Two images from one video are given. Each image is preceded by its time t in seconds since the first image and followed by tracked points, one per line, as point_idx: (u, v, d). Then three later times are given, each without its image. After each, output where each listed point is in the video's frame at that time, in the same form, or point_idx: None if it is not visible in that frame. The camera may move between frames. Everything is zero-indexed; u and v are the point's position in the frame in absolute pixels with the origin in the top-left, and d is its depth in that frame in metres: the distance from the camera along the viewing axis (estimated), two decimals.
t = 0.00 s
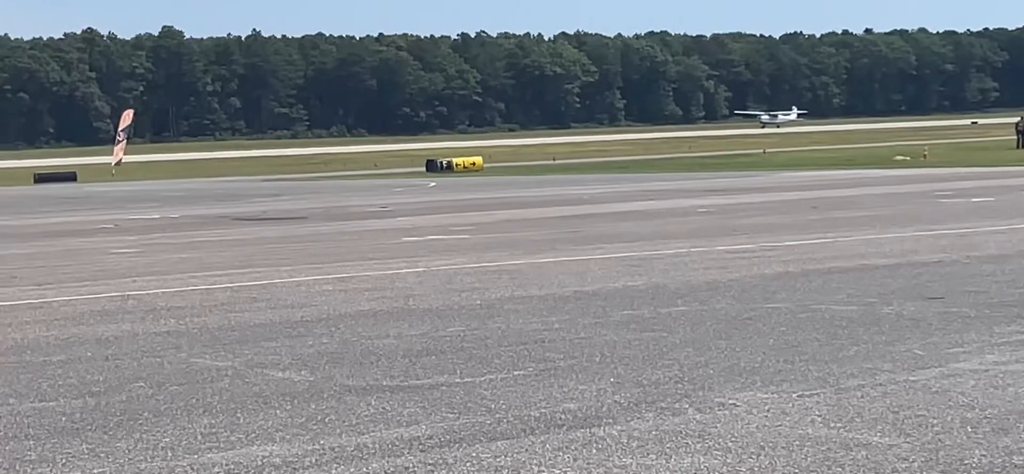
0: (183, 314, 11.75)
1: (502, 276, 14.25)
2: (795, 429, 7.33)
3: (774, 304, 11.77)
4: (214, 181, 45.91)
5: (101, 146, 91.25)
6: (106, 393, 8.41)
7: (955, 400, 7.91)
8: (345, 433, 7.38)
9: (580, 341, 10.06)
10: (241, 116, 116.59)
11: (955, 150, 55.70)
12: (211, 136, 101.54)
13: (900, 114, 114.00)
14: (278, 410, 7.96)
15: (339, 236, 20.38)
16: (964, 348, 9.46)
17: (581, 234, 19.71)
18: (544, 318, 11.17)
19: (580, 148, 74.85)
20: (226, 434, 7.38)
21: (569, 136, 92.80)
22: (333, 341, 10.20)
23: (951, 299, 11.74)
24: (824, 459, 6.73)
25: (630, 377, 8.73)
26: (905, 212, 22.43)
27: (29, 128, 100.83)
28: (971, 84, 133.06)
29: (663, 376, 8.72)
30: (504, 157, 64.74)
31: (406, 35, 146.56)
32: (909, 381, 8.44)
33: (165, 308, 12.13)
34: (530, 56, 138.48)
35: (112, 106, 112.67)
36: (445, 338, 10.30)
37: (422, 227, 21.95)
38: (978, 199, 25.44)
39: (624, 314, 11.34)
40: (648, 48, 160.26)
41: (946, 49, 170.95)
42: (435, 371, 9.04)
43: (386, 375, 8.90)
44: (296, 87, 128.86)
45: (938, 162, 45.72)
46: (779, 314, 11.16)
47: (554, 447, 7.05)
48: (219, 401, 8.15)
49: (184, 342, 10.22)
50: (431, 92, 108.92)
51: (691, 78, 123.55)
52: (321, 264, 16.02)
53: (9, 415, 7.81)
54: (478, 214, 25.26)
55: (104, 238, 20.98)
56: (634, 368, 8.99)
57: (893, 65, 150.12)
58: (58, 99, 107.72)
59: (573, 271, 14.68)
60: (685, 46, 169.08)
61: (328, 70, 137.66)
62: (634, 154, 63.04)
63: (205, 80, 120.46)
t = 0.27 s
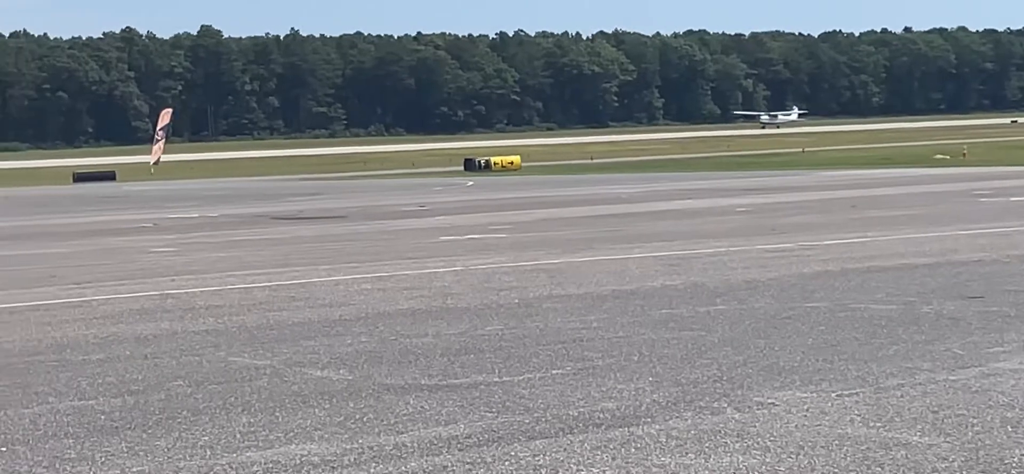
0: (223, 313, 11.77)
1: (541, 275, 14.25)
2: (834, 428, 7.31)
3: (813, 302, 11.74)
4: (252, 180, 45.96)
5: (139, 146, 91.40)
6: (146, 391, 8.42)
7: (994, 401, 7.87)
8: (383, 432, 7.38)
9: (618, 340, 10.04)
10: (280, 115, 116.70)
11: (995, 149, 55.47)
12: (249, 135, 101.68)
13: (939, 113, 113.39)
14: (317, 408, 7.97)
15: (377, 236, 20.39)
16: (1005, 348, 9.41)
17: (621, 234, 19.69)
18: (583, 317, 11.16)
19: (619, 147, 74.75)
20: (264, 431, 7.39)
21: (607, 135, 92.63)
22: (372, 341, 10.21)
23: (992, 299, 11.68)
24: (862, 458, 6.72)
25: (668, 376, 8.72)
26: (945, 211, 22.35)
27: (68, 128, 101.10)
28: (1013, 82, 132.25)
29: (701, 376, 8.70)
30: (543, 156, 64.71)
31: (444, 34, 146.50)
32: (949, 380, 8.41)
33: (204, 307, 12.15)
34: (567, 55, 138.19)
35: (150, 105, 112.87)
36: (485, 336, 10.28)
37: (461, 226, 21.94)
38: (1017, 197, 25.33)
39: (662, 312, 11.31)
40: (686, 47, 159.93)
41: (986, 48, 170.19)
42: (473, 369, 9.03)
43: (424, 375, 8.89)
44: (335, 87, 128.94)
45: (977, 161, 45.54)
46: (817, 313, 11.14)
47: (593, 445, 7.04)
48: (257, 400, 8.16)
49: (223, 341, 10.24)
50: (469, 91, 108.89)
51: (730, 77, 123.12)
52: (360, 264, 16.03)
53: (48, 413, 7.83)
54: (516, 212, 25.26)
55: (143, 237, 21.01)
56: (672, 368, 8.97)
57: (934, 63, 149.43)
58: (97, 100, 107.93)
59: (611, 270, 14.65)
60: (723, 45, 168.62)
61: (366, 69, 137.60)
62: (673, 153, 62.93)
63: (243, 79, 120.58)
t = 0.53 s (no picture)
0: (261, 311, 11.79)
1: (578, 274, 14.24)
2: (877, 427, 7.29)
3: (851, 301, 11.73)
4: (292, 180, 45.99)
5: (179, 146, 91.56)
6: (185, 390, 8.44)
7: None
8: (422, 431, 7.38)
9: (658, 339, 10.02)
10: (319, 115, 116.81)
11: None
12: (289, 135, 101.82)
13: (980, 112, 112.87)
14: (356, 406, 7.99)
15: (416, 234, 20.41)
16: None
17: (660, 232, 19.67)
18: (622, 316, 11.16)
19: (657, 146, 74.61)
20: (304, 430, 7.39)
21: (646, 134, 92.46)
22: (411, 339, 10.21)
23: None
24: (904, 458, 6.69)
25: (706, 375, 8.72)
26: (983, 210, 22.24)
27: (108, 128, 101.35)
28: None
29: (741, 375, 8.68)
30: (583, 155, 64.67)
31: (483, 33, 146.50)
32: (990, 380, 8.37)
33: (244, 306, 12.16)
34: (607, 54, 137.94)
35: (190, 106, 113.09)
36: (525, 336, 10.29)
37: (500, 225, 21.93)
38: None
39: (702, 311, 11.31)
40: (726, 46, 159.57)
41: None
42: (513, 368, 9.05)
43: (463, 373, 8.90)
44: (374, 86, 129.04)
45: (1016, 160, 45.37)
46: (856, 313, 11.14)
47: (632, 444, 7.04)
48: (297, 399, 8.18)
49: (263, 340, 10.25)
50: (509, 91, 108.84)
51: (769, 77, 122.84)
52: (398, 262, 16.05)
53: (89, 410, 7.85)
54: (553, 211, 25.23)
55: (182, 236, 21.04)
56: (712, 367, 8.96)
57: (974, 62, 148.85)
58: (137, 99, 108.17)
59: (650, 268, 14.65)
60: (763, 45, 168.15)
61: (404, 69, 137.48)
62: (712, 152, 62.79)
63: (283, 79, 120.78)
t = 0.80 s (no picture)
0: (302, 309, 11.80)
1: (619, 273, 14.23)
2: (920, 426, 7.27)
3: (895, 300, 11.69)
4: (333, 177, 46.04)
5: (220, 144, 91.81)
6: (227, 387, 8.46)
7: None
8: (464, 428, 7.38)
9: (699, 337, 10.02)
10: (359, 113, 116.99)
11: None
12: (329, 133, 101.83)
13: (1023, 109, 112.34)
14: (398, 405, 7.99)
15: (457, 232, 20.42)
16: None
17: (701, 230, 19.65)
18: (664, 314, 11.15)
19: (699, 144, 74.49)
20: (345, 427, 7.40)
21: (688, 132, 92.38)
22: (451, 337, 10.21)
23: None
24: (947, 456, 6.67)
25: (749, 373, 8.70)
26: None
27: (149, 126, 101.64)
28: None
29: (782, 373, 8.67)
30: (623, 154, 64.61)
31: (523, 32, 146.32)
32: None
33: (285, 303, 12.19)
34: (648, 53, 137.65)
35: (231, 103, 113.29)
36: (565, 333, 10.28)
37: (540, 223, 21.93)
38: None
39: (743, 310, 11.30)
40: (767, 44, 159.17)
41: None
42: (554, 366, 9.05)
43: (504, 371, 8.89)
44: (415, 84, 129.14)
45: None
46: (899, 311, 11.10)
47: (674, 442, 7.03)
48: (339, 396, 8.19)
49: (304, 336, 10.28)
50: (549, 88, 108.74)
51: (811, 75, 122.43)
52: (439, 259, 16.06)
53: (131, 407, 7.86)
54: (593, 210, 25.22)
55: (223, 234, 21.09)
56: (755, 364, 8.95)
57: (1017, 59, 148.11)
58: (178, 97, 108.48)
59: (690, 267, 14.63)
60: (804, 43, 167.68)
61: (445, 67, 137.47)
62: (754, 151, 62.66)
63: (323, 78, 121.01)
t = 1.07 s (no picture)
0: (345, 307, 11.82)
1: (662, 271, 14.20)
2: (962, 424, 7.25)
3: (938, 298, 11.65)
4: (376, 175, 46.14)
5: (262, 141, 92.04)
6: (271, 384, 8.48)
7: None
8: (507, 425, 7.39)
9: (743, 334, 10.00)
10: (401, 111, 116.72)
11: None
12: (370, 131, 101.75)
13: None
14: (442, 401, 8.00)
15: (499, 230, 20.43)
16: None
17: (743, 228, 19.63)
18: (707, 312, 11.14)
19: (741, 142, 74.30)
20: (389, 426, 7.41)
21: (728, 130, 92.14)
22: (494, 335, 10.22)
23: None
24: (991, 456, 6.65)
25: (792, 371, 8.68)
26: None
27: (192, 123, 101.94)
28: None
29: (824, 372, 8.66)
30: (664, 151, 64.51)
31: (564, 29, 145.85)
32: None
33: (328, 300, 12.23)
34: (690, 50, 137.06)
35: (272, 101, 113.15)
36: (608, 331, 10.29)
37: (582, 221, 21.93)
38: None
39: (786, 308, 11.28)
40: (810, 41, 158.42)
41: None
42: (596, 364, 9.04)
43: (547, 368, 8.89)
44: (457, 81, 129.11)
45: None
46: (942, 309, 11.07)
47: (718, 439, 7.02)
48: (381, 394, 8.20)
49: (347, 335, 10.31)
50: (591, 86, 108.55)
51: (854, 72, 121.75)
52: (481, 257, 16.06)
53: (176, 405, 7.89)
54: (634, 207, 25.20)
55: (266, 232, 21.13)
56: (798, 363, 8.93)
57: None
58: (220, 95, 108.73)
59: (733, 265, 14.60)
60: (847, 40, 166.86)
61: (486, 65, 137.12)
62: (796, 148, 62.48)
63: (365, 75, 120.81)
